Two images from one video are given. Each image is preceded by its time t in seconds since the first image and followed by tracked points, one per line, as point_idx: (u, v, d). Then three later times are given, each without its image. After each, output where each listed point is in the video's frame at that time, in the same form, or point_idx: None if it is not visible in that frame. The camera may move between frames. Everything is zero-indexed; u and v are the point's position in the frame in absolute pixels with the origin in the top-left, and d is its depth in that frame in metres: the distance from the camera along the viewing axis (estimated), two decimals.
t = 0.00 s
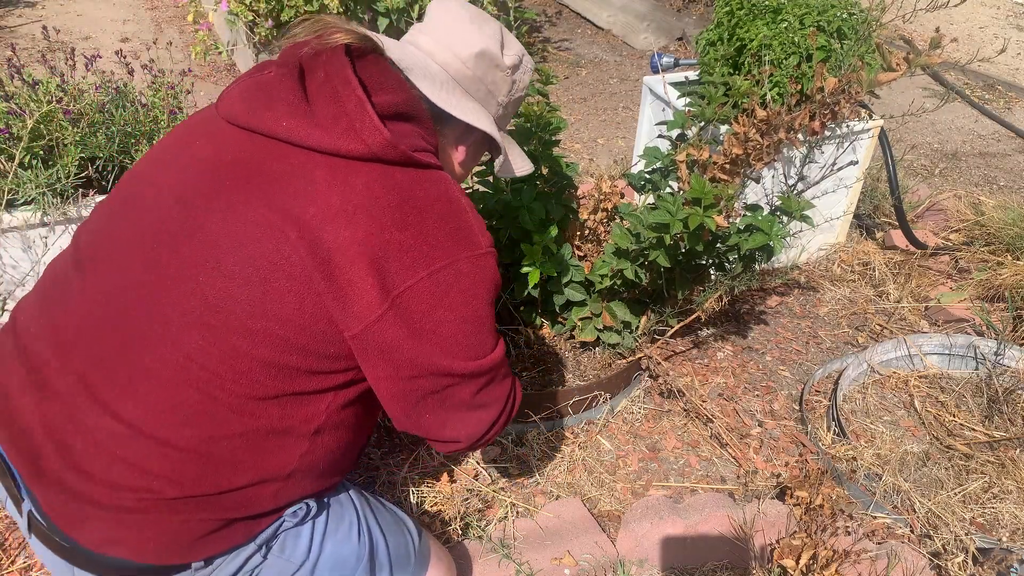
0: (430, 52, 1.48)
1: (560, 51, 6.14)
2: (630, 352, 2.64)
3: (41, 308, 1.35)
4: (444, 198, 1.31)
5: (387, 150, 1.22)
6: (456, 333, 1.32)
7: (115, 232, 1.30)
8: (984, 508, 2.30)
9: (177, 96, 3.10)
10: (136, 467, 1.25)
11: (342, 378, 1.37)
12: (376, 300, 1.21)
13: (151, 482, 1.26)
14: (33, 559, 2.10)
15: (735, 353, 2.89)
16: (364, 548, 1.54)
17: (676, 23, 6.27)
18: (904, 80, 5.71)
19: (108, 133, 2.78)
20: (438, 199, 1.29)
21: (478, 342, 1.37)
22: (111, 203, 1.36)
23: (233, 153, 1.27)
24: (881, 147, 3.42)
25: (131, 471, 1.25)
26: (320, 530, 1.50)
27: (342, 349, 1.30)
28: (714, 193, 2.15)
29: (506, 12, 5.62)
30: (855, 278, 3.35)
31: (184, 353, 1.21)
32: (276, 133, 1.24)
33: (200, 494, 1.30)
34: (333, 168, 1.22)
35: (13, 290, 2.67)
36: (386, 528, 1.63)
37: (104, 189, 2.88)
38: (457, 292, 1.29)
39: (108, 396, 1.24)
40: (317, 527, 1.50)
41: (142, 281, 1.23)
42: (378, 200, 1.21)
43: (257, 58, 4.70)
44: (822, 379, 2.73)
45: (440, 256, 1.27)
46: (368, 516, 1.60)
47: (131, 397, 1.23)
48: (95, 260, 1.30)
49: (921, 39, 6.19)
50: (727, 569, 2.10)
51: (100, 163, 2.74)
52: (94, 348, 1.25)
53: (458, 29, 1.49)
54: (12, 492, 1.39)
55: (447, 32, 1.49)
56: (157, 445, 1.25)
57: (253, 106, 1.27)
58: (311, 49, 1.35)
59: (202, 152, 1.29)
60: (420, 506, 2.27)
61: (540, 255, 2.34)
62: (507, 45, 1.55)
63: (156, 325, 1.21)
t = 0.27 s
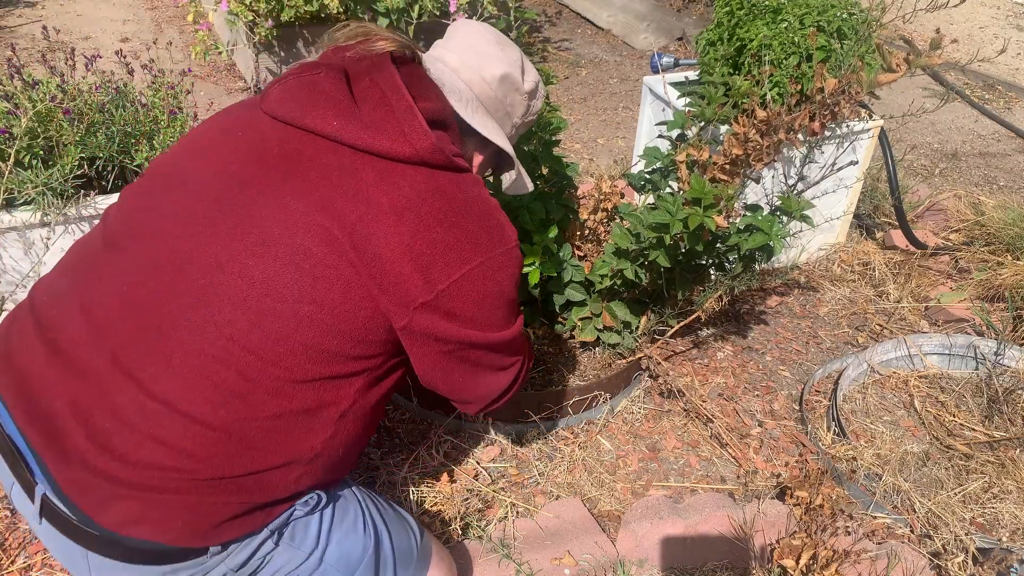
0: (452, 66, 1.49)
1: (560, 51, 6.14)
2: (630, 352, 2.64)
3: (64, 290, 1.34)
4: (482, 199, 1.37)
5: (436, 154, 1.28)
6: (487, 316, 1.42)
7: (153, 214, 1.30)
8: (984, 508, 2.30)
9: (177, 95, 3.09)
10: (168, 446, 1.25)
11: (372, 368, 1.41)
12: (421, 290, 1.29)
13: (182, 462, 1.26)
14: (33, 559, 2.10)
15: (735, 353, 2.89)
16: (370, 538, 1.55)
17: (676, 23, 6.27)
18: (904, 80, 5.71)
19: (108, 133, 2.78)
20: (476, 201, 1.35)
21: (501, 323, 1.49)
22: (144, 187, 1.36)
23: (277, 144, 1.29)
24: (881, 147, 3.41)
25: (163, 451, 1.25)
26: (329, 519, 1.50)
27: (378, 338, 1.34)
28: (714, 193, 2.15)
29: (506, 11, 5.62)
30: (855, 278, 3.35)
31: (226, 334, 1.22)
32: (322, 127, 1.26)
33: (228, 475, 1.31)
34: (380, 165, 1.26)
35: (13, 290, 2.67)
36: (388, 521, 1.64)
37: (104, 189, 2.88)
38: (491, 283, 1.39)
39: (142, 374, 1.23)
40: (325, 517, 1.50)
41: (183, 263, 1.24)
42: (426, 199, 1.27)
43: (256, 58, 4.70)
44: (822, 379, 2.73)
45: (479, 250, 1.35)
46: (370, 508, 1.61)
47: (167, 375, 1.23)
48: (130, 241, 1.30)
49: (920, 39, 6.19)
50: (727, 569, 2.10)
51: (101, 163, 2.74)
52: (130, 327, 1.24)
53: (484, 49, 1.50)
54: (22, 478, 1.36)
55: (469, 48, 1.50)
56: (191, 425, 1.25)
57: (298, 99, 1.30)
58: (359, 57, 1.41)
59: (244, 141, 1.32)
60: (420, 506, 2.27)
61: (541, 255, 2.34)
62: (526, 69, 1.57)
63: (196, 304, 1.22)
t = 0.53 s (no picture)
0: (462, 76, 1.53)
1: (560, 51, 6.14)
2: (630, 352, 2.64)
3: (74, 283, 1.32)
4: (496, 215, 1.47)
5: (463, 178, 1.37)
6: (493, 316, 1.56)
7: (174, 214, 1.31)
8: (984, 508, 2.30)
9: (178, 95, 3.10)
10: (193, 444, 1.27)
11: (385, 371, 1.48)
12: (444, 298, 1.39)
13: (208, 459, 1.28)
14: (33, 559, 2.10)
15: (735, 353, 2.89)
16: (373, 533, 1.55)
17: (676, 23, 6.27)
18: (904, 80, 5.71)
19: (108, 133, 2.79)
20: (494, 219, 1.45)
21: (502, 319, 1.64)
22: (160, 185, 1.36)
23: (305, 151, 1.32)
24: (881, 147, 3.41)
25: (188, 448, 1.26)
26: (332, 512, 1.51)
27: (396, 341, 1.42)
28: (714, 193, 2.15)
29: (506, 11, 5.62)
30: (855, 278, 3.35)
31: (258, 336, 1.25)
32: (353, 139, 1.31)
33: (246, 473, 1.33)
34: (409, 183, 1.33)
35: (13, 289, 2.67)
36: (389, 517, 1.64)
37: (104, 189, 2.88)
38: (501, 290, 1.52)
39: (167, 371, 1.24)
40: (328, 512, 1.51)
41: (211, 264, 1.25)
42: (452, 215, 1.36)
43: (256, 58, 4.70)
44: (822, 379, 2.73)
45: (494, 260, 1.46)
46: (370, 504, 1.61)
47: (194, 373, 1.24)
48: (149, 239, 1.30)
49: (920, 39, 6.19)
50: (727, 569, 2.10)
51: (101, 163, 2.74)
52: (154, 325, 1.24)
53: (493, 61, 1.54)
54: (28, 478, 1.34)
55: (479, 60, 1.54)
56: (216, 423, 1.27)
57: (330, 109, 1.33)
58: (382, 68, 1.45)
59: (270, 144, 1.33)
60: (420, 506, 2.28)
61: (541, 255, 2.35)
62: (533, 84, 1.62)
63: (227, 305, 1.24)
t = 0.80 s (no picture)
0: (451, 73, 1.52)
1: (560, 51, 6.14)
2: (630, 352, 2.63)
3: (75, 283, 1.31)
4: (493, 214, 1.49)
5: (461, 180, 1.39)
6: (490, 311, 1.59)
7: (176, 212, 1.30)
8: (984, 508, 2.30)
9: (177, 95, 3.09)
10: (199, 441, 1.26)
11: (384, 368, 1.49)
12: (446, 294, 1.42)
13: (214, 456, 1.28)
14: (33, 559, 2.10)
15: (735, 353, 2.89)
16: (371, 527, 1.55)
17: (676, 23, 6.27)
18: (904, 80, 5.71)
19: (108, 133, 2.79)
20: (491, 217, 1.48)
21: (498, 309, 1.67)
22: (162, 184, 1.35)
23: (309, 148, 1.32)
24: (881, 147, 3.41)
25: (194, 445, 1.26)
26: (331, 506, 1.51)
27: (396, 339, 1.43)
28: (714, 193, 2.15)
29: (506, 11, 5.62)
30: (855, 278, 3.36)
31: (264, 333, 1.26)
32: (357, 137, 1.31)
33: (250, 468, 1.34)
34: (412, 182, 1.34)
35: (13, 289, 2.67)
36: (387, 513, 1.64)
37: (104, 189, 2.88)
38: (498, 285, 1.55)
39: (171, 369, 1.23)
40: (327, 506, 1.51)
41: (216, 261, 1.25)
42: (454, 214, 1.38)
43: (257, 58, 4.70)
44: (822, 379, 2.73)
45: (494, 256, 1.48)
46: (367, 500, 1.62)
47: (200, 371, 1.24)
48: (151, 236, 1.29)
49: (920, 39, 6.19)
50: (727, 569, 2.10)
51: (101, 163, 2.74)
52: (158, 323, 1.23)
53: (481, 58, 1.54)
54: (29, 479, 1.33)
55: (468, 57, 1.54)
56: (221, 420, 1.27)
57: (334, 107, 1.33)
58: (382, 68, 1.46)
59: (273, 142, 1.33)
60: (420, 506, 2.28)
61: (540, 256, 2.36)
62: (522, 80, 1.61)
63: (233, 302, 1.24)
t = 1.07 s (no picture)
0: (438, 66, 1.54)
1: (560, 51, 6.14)
2: (630, 352, 2.63)
3: (71, 284, 1.31)
4: (487, 210, 1.50)
5: (455, 176, 1.39)
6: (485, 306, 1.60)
7: (170, 211, 1.30)
8: (984, 508, 2.30)
9: (177, 95, 3.09)
10: (196, 440, 1.27)
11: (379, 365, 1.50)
12: (441, 291, 1.42)
13: (211, 455, 1.29)
14: (33, 559, 2.10)
15: (735, 353, 2.89)
16: (369, 525, 1.55)
17: (676, 23, 6.27)
18: (904, 80, 5.72)
19: (108, 133, 2.79)
20: (484, 212, 1.48)
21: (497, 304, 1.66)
22: (156, 183, 1.35)
23: (302, 146, 1.31)
24: (881, 147, 3.41)
25: (191, 445, 1.27)
26: (328, 504, 1.51)
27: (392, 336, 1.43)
28: (714, 194, 2.15)
29: (506, 11, 5.62)
30: (855, 278, 3.36)
31: (259, 332, 1.26)
32: (350, 135, 1.31)
33: (247, 467, 1.34)
34: (405, 180, 1.34)
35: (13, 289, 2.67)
36: (385, 511, 1.64)
37: (104, 189, 2.88)
38: (493, 280, 1.55)
39: (167, 370, 1.23)
40: (324, 504, 1.51)
41: (210, 261, 1.25)
42: (447, 211, 1.38)
43: (257, 58, 4.71)
44: (822, 379, 2.73)
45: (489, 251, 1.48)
46: (364, 498, 1.62)
47: (196, 371, 1.24)
48: (146, 236, 1.29)
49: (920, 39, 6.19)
50: (728, 569, 2.10)
51: (101, 163, 2.74)
52: (154, 323, 1.23)
53: (468, 49, 1.55)
54: (27, 480, 1.33)
55: (454, 49, 1.55)
56: (217, 420, 1.27)
57: (326, 106, 1.33)
58: (373, 66, 1.45)
59: (266, 140, 1.32)
60: (420, 506, 2.28)
61: (540, 256, 2.39)
62: (510, 68, 1.61)
63: (228, 302, 1.24)
